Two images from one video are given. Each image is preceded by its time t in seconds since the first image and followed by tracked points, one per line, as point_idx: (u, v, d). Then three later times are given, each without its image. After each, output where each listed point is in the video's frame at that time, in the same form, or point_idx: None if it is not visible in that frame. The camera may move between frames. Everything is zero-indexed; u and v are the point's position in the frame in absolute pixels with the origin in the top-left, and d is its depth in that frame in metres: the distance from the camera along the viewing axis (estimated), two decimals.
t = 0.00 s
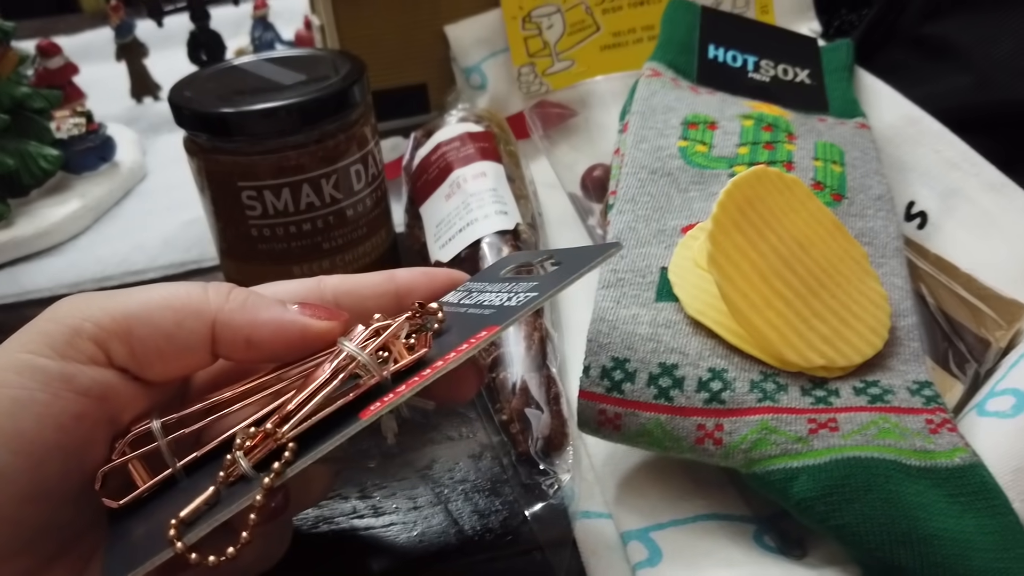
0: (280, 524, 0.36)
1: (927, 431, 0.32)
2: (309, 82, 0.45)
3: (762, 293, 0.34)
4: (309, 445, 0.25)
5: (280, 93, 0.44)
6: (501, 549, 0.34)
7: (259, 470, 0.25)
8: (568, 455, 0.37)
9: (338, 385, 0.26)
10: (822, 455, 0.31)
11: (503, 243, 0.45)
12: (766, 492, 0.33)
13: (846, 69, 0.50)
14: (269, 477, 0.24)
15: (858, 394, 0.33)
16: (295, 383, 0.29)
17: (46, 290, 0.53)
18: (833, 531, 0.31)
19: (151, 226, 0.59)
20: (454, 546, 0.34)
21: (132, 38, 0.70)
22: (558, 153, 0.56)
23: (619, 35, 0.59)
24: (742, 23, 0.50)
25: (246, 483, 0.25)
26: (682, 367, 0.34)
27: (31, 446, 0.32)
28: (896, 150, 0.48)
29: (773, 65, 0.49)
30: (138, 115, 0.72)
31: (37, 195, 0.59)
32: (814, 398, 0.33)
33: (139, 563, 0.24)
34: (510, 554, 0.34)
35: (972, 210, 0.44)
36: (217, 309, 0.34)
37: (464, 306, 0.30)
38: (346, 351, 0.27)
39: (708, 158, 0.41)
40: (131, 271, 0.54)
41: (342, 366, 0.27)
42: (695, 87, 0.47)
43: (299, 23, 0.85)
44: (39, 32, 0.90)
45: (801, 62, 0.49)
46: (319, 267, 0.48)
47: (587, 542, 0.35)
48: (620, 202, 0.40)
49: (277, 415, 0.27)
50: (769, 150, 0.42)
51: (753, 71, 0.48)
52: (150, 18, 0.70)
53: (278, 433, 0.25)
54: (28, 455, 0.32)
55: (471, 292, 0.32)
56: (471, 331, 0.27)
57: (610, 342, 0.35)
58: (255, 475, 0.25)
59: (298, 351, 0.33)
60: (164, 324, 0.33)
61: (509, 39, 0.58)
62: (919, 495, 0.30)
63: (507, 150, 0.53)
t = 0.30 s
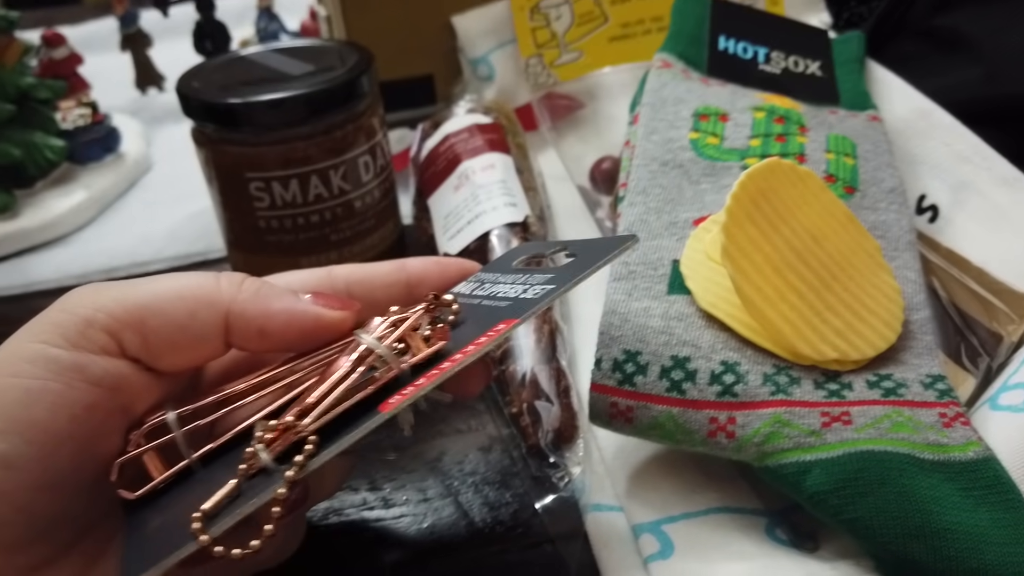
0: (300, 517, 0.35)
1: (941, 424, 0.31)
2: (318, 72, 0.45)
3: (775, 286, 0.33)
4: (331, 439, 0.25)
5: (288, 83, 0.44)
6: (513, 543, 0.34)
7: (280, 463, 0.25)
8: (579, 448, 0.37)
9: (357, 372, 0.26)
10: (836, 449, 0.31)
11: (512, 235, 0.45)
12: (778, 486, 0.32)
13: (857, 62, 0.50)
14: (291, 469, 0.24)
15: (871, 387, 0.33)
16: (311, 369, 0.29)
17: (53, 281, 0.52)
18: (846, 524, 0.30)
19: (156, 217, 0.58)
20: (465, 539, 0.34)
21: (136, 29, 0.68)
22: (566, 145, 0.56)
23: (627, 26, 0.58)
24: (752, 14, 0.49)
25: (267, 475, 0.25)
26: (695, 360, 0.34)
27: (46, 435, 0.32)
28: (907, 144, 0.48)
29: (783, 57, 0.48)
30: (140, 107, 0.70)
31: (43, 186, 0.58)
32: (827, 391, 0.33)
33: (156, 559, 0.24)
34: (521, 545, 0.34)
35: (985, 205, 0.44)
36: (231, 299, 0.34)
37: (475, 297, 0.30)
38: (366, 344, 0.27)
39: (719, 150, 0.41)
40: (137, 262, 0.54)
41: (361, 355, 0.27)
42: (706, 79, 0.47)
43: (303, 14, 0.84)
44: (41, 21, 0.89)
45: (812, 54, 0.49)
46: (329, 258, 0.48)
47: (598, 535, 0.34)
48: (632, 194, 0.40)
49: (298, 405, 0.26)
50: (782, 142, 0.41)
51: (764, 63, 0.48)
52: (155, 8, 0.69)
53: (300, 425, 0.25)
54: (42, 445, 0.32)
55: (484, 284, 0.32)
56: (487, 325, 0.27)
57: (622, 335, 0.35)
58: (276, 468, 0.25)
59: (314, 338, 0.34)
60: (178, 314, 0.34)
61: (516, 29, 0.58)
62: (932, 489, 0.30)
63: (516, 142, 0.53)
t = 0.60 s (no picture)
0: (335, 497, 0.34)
1: (971, 413, 0.32)
2: (344, 57, 0.45)
3: (806, 273, 0.33)
4: (417, 390, 0.28)
5: (313, 66, 0.44)
6: (540, 526, 0.35)
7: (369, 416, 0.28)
8: (605, 434, 0.37)
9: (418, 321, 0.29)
10: (865, 435, 0.31)
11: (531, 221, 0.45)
12: (806, 472, 0.33)
13: (882, 50, 0.50)
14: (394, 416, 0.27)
15: (900, 375, 0.33)
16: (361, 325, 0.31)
17: (76, 264, 0.53)
18: (875, 511, 0.31)
19: (177, 201, 0.58)
20: (489, 521, 0.35)
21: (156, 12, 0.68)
22: (586, 132, 0.56)
23: (648, 13, 0.58)
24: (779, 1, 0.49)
25: (365, 429, 0.28)
26: (724, 346, 0.34)
27: (86, 415, 0.32)
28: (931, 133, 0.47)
29: (808, 46, 0.48)
30: (160, 91, 0.70)
31: (64, 168, 0.58)
32: (856, 378, 0.33)
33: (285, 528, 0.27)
34: (549, 528, 0.35)
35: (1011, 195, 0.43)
36: (264, 267, 0.35)
37: (489, 237, 0.33)
38: (424, 298, 0.29)
39: (746, 138, 0.41)
40: (159, 245, 0.54)
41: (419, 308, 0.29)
42: (732, 67, 0.47)
43: None
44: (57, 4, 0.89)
45: (838, 42, 0.49)
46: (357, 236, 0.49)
47: (625, 518, 0.34)
48: (659, 180, 0.40)
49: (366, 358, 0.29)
50: (809, 131, 0.41)
51: (788, 51, 0.48)
52: None
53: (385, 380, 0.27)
54: (90, 415, 0.33)
55: (488, 222, 0.35)
56: (529, 267, 0.31)
57: (651, 321, 0.35)
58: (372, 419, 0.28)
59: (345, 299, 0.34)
60: (214, 287, 0.34)
61: (537, 16, 0.57)
62: (962, 476, 0.30)
63: (538, 129, 0.53)
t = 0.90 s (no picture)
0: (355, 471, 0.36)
1: (988, 409, 0.32)
2: (358, 46, 0.44)
3: (824, 266, 0.33)
4: (516, 327, 0.30)
5: (328, 56, 0.43)
6: (550, 515, 0.35)
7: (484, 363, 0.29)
8: (619, 426, 0.37)
9: (496, 266, 0.31)
10: (882, 430, 0.31)
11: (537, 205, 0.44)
12: (821, 467, 0.32)
13: (898, 44, 0.49)
14: (509, 357, 0.29)
15: (917, 370, 0.33)
16: (403, 274, 0.33)
17: (88, 251, 0.53)
18: (891, 506, 0.30)
19: (188, 190, 0.58)
20: (504, 511, 0.35)
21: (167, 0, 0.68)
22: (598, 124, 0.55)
23: (662, 4, 0.57)
24: None
25: (482, 379, 0.29)
26: (740, 340, 0.34)
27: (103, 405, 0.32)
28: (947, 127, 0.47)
29: (824, 38, 0.48)
30: (171, 79, 0.70)
31: (76, 156, 0.58)
32: (873, 372, 0.33)
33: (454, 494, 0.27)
34: (559, 518, 0.35)
35: None
36: (288, 269, 0.34)
37: (492, 178, 0.38)
38: (483, 244, 0.32)
39: (763, 131, 0.41)
40: (171, 234, 0.54)
41: (488, 257, 0.31)
42: (748, 59, 0.47)
43: None
44: None
45: (854, 35, 0.48)
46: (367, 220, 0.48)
47: (638, 511, 0.34)
48: (674, 172, 0.40)
49: (449, 311, 0.30)
50: (826, 124, 0.41)
51: (805, 43, 0.47)
52: None
53: (491, 324, 0.29)
54: (114, 405, 0.33)
55: (468, 160, 0.39)
56: (555, 193, 0.36)
57: (666, 313, 0.35)
58: (485, 370, 0.29)
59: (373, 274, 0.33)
60: (238, 289, 0.34)
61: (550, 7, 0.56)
62: (979, 472, 0.30)
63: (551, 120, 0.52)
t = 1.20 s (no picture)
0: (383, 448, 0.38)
1: (1004, 404, 0.31)
2: (373, 38, 0.45)
3: (840, 261, 0.33)
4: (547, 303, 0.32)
5: (344, 47, 0.43)
6: (565, 504, 0.36)
7: (524, 344, 0.31)
8: (632, 418, 0.38)
9: (517, 243, 0.32)
10: (897, 424, 0.31)
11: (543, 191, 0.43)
12: (836, 461, 0.33)
13: (915, 39, 0.49)
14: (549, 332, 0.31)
15: (933, 365, 0.33)
16: (416, 262, 0.34)
17: (104, 241, 0.53)
18: (906, 500, 0.30)
19: (203, 180, 0.58)
20: (519, 503, 0.36)
21: None
22: (614, 117, 0.55)
23: None
24: None
25: (527, 355, 0.31)
26: (756, 333, 0.34)
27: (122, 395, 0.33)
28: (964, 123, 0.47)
29: (841, 32, 0.47)
30: (185, 70, 0.70)
31: (90, 147, 0.59)
32: (889, 367, 0.33)
33: (524, 468, 0.30)
34: (575, 507, 0.36)
35: None
36: (307, 262, 0.34)
37: (479, 148, 0.38)
38: (498, 225, 0.32)
39: (779, 125, 0.41)
40: (186, 224, 0.54)
41: (506, 236, 0.32)
42: (763, 53, 0.47)
43: None
44: None
45: (871, 29, 0.48)
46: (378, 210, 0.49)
47: (652, 503, 0.34)
48: (690, 166, 0.40)
49: (477, 294, 0.32)
50: (842, 119, 0.41)
51: (821, 38, 0.47)
52: None
53: (525, 305, 0.31)
54: (132, 397, 0.33)
55: (448, 131, 0.39)
56: (550, 156, 0.36)
57: (682, 306, 0.35)
58: (528, 344, 0.32)
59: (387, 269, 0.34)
60: (259, 283, 0.34)
61: None
62: (995, 467, 0.30)
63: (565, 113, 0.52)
